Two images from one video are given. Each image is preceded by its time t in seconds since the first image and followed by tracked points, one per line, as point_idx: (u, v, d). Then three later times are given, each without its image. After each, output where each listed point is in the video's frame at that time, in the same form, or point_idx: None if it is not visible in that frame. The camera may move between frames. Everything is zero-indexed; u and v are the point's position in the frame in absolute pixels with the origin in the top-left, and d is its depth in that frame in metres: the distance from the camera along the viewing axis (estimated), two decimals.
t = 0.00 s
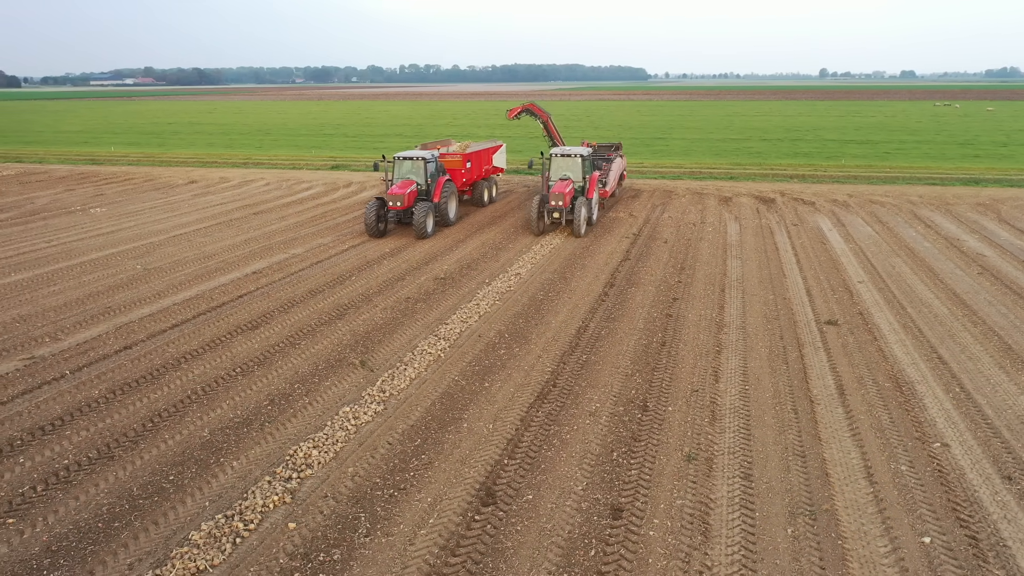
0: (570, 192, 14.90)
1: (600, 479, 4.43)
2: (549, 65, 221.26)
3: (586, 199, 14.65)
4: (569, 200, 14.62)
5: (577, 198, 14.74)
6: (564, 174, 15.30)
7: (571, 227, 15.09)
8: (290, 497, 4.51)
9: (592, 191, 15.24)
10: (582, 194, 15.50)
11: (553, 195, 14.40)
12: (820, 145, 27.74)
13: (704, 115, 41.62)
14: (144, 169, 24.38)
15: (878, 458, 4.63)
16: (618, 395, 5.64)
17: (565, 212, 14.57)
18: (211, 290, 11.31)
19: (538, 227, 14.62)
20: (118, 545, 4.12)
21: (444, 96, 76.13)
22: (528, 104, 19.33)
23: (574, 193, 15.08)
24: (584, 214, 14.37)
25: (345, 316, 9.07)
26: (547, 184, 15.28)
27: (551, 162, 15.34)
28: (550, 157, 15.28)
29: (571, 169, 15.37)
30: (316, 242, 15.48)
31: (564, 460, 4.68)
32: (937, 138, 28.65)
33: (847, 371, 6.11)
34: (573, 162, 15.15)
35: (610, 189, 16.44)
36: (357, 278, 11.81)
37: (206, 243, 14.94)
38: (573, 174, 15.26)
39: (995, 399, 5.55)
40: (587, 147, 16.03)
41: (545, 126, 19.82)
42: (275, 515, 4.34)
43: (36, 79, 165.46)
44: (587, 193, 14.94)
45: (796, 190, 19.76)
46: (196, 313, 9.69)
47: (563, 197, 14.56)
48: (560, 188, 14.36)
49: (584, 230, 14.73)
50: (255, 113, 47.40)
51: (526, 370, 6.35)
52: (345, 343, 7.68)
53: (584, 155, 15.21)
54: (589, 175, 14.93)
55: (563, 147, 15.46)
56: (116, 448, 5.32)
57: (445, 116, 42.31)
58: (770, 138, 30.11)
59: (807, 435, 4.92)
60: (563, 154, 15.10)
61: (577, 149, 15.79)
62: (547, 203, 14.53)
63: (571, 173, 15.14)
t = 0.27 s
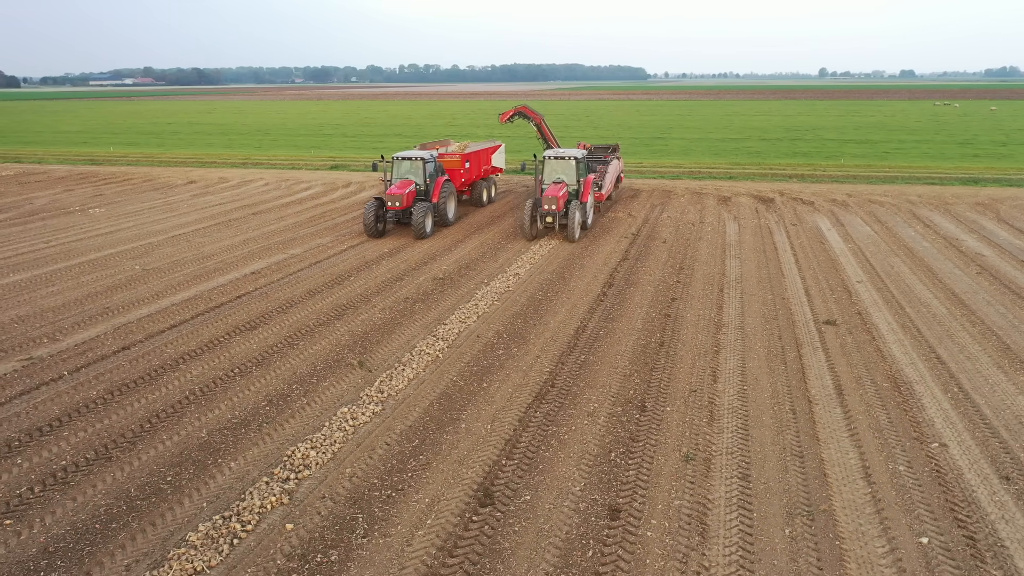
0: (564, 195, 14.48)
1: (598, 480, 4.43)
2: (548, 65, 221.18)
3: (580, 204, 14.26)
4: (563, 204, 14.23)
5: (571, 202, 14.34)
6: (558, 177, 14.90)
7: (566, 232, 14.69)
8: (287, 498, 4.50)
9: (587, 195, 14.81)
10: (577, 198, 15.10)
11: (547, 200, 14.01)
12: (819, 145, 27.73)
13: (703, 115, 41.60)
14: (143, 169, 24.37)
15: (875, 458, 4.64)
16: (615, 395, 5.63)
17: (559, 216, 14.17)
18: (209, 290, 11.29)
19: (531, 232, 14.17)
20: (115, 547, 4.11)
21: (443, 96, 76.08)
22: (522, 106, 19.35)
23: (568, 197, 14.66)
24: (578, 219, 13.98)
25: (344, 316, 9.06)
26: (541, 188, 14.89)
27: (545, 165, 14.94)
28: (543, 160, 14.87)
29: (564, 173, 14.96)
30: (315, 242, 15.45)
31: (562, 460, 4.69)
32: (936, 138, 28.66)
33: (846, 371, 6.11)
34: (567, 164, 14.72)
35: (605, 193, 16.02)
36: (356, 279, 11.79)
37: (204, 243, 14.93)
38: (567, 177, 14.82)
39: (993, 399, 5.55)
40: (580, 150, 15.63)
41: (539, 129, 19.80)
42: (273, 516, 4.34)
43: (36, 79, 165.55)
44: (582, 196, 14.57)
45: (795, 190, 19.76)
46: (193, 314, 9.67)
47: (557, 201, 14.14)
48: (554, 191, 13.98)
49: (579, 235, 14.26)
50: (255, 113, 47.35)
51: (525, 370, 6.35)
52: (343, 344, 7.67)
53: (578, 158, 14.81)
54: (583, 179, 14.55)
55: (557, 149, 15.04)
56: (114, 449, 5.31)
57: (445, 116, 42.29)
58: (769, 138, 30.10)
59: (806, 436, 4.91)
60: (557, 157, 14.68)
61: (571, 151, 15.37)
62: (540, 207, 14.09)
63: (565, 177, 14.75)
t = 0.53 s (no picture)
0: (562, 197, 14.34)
1: (597, 480, 4.43)
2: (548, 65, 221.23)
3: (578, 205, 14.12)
4: (561, 205, 14.09)
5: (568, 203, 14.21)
6: (556, 178, 14.76)
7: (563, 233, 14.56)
8: (286, 498, 4.51)
9: (585, 196, 14.68)
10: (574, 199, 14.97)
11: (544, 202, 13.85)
12: (819, 144, 27.72)
13: (703, 115, 41.60)
14: (143, 169, 24.37)
15: (875, 458, 4.64)
16: (615, 395, 5.63)
17: (557, 218, 14.03)
18: (208, 291, 11.28)
19: (529, 233, 14.04)
20: (114, 547, 4.11)
21: (442, 95, 76.02)
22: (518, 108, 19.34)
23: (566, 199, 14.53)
24: (575, 220, 13.84)
25: (343, 316, 9.06)
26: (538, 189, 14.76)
27: (542, 166, 14.80)
28: (540, 161, 14.73)
29: (562, 174, 14.83)
30: (314, 242, 15.45)
31: (561, 460, 4.69)
32: (936, 138, 28.68)
33: (845, 371, 6.11)
34: (564, 166, 14.61)
35: (603, 194, 15.89)
36: (356, 279, 11.78)
37: (204, 243, 14.93)
38: (565, 178, 14.70)
39: (992, 399, 5.55)
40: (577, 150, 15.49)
41: (535, 130, 19.77)
42: (272, 516, 4.33)
43: (36, 79, 165.57)
44: (579, 197, 14.44)
45: (794, 190, 19.76)
46: (192, 315, 9.66)
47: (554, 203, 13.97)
48: (551, 193, 13.84)
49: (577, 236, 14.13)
50: (255, 113, 47.35)
51: (524, 371, 6.34)
52: (342, 344, 7.66)
53: (575, 159, 14.68)
54: (580, 180, 14.42)
55: (555, 150, 14.92)
56: (113, 450, 5.31)
57: (445, 116, 42.29)
58: (769, 138, 30.09)
59: (805, 436, 4.91)
60: (555, 158, 14.55)
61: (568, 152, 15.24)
62: (537, 209, 13.97)
63: (563, 178, 14.62)
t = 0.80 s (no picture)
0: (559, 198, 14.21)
1: (596, 480, 4.43)
2: (547, 65, 221.40)
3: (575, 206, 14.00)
4: (558, 207, 13.96)
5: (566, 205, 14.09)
6: (553, 180, 14.64)
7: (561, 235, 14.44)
8: (285, 498, 4.50)
9: (582, 197, 14.59)
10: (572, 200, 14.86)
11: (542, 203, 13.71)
12: (819, 144, 27.71)
13: (703, 115, 41.59)
14: (142, 169, 24.38)
15: (874, 458, 4.64)
16: (614, 395, 5.62)
17: (554, 219, 13.91)
18: (207, 291, 11.27)
19: (527, 235, 13.93)
20: (112, 548, 4.11)
21: (442, 95, 76.01)
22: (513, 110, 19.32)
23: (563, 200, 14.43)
24: (573, 222, 13.73)
25: (342, 316, 9.05)
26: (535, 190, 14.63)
27: (539, 167, 14.67)
28: (538, 162, 14.60)
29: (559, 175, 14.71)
30: (313, 242, 15.44)
31: (560, 460, 4.69)
32: (935, 138, 28.68)
33: (844, 371, 6.11)
34: (562, 167, 14.50)
35: (601, 195, 15.80)
36: (355, 279, 11.77)
37: (203, 243, 14.92)
38: (563, 179, 14.60)
39: (991, 399, 5.55)
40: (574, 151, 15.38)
41: (533, 131, 19.75)
42: (270, 517, 4.33)
43: (36, 79, 165.58)
44: (577, 199, 14.34)
45: (794, 190, 19.75)
46: (191, 315, 9.65)
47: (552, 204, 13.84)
48: (549, 194, 13.72)
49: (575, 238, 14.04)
50: (255, 113, 47.36)
51: (523, 371, 6.34)
52: (341, 345, 7.66)
53: (573, 160, 14.57)
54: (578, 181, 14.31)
55: (552, 151, 14.79)
56: (112, 450, 5.30)
57: (445, 116, 42.30)
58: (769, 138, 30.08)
59: (804, 436, 4.91)
60: (552, 159, 14.44)
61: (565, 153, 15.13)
62: (534, 210, 13.86)
63: (560, 179, 14.51)
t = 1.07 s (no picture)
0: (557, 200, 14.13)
1: (595, 480, 4.43)
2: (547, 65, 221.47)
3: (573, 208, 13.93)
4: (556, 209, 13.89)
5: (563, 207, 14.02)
6: (550, 181, 14.56)
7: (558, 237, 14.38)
8: (284, 499, 4.50)
9: (580, 199, 14.53)
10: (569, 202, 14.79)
11: (539, 206, 13.63)
12: (818, 144, 27.70)
13: (702, 115, 41.58)
14: (142, 169, 24.37)
15: (873, 458, 4.64)
16: (613, 396, 5.62)
17: (551, 221, 13.84)
18: (207, 291, 11.26)
19: (524, 237, 13.87)
20: (111, 548, 4.11)
21: (442, 95, 76.01)
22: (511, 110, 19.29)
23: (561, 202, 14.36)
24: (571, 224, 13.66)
25: (341, 317, 9.05)
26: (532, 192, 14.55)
27: (536, 168, 14.60)
28: (535, 163, 14.51)
29: (557, 176, 14.63)
30: (313, 242, 15.43)
31: (559, 460, 4.68)
32: (935, 137, 28.68)
33: (843, 371, 6.11)
34: (560, 168, 14.42)
35: (598, 197, 15.74)
36: (354, 279, 11.77)
37: (203, 243, 14.92)
38: (560, 181, 14.53)
39: (991, 399, 5.55)
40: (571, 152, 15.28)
41: (531, 131, 19.75)
42: (269, 517, 4.33)
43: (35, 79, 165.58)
44: (575, 201, 14.27)
45: (793, 189, 19.75)
46: (190, 315, 9.65)
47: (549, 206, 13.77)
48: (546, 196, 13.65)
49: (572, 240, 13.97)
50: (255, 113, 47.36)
51: (522, 371, 6.34)
52: (340, 345, 7.65)
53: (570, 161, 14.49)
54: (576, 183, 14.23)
55: (549, 152, 14.71)
56: (110, 451, 5.30)
57: (445, 116, 42.30)
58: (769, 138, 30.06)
59: (803, 436, 4.91)
60: (550, 161, 14.37)
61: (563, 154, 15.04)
62: (532, 212, 13.79)
63: (558, 181, 14.43)
